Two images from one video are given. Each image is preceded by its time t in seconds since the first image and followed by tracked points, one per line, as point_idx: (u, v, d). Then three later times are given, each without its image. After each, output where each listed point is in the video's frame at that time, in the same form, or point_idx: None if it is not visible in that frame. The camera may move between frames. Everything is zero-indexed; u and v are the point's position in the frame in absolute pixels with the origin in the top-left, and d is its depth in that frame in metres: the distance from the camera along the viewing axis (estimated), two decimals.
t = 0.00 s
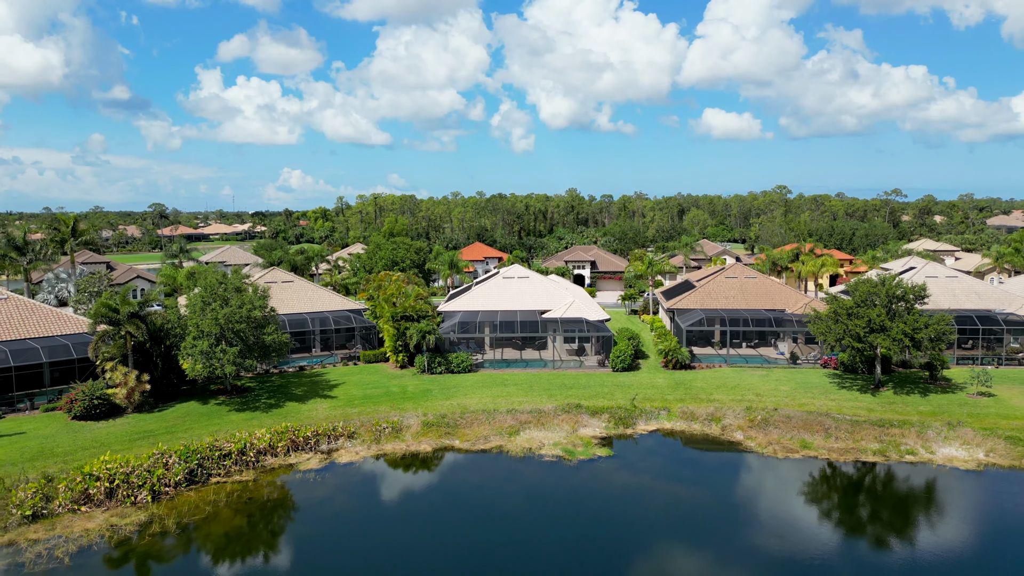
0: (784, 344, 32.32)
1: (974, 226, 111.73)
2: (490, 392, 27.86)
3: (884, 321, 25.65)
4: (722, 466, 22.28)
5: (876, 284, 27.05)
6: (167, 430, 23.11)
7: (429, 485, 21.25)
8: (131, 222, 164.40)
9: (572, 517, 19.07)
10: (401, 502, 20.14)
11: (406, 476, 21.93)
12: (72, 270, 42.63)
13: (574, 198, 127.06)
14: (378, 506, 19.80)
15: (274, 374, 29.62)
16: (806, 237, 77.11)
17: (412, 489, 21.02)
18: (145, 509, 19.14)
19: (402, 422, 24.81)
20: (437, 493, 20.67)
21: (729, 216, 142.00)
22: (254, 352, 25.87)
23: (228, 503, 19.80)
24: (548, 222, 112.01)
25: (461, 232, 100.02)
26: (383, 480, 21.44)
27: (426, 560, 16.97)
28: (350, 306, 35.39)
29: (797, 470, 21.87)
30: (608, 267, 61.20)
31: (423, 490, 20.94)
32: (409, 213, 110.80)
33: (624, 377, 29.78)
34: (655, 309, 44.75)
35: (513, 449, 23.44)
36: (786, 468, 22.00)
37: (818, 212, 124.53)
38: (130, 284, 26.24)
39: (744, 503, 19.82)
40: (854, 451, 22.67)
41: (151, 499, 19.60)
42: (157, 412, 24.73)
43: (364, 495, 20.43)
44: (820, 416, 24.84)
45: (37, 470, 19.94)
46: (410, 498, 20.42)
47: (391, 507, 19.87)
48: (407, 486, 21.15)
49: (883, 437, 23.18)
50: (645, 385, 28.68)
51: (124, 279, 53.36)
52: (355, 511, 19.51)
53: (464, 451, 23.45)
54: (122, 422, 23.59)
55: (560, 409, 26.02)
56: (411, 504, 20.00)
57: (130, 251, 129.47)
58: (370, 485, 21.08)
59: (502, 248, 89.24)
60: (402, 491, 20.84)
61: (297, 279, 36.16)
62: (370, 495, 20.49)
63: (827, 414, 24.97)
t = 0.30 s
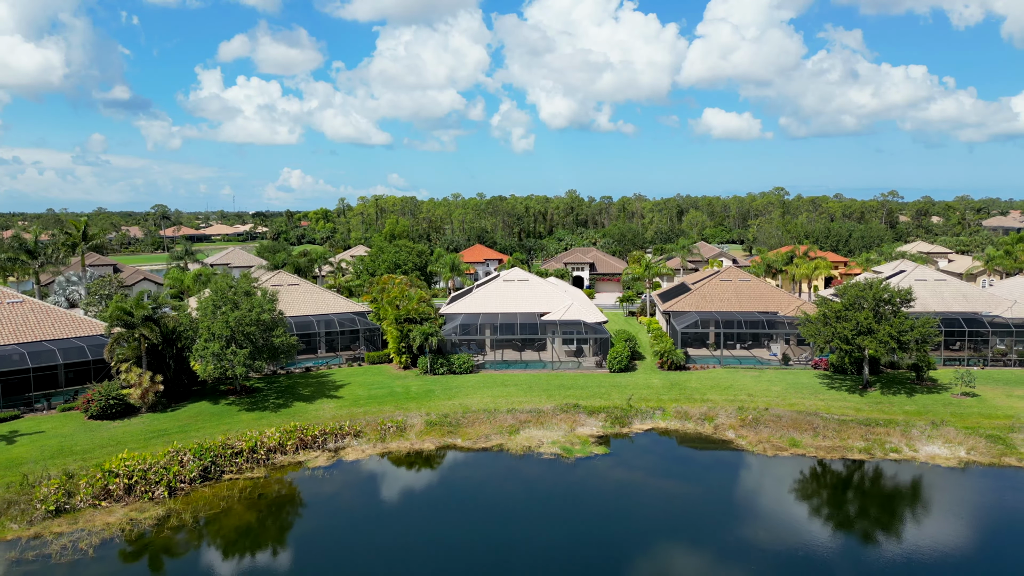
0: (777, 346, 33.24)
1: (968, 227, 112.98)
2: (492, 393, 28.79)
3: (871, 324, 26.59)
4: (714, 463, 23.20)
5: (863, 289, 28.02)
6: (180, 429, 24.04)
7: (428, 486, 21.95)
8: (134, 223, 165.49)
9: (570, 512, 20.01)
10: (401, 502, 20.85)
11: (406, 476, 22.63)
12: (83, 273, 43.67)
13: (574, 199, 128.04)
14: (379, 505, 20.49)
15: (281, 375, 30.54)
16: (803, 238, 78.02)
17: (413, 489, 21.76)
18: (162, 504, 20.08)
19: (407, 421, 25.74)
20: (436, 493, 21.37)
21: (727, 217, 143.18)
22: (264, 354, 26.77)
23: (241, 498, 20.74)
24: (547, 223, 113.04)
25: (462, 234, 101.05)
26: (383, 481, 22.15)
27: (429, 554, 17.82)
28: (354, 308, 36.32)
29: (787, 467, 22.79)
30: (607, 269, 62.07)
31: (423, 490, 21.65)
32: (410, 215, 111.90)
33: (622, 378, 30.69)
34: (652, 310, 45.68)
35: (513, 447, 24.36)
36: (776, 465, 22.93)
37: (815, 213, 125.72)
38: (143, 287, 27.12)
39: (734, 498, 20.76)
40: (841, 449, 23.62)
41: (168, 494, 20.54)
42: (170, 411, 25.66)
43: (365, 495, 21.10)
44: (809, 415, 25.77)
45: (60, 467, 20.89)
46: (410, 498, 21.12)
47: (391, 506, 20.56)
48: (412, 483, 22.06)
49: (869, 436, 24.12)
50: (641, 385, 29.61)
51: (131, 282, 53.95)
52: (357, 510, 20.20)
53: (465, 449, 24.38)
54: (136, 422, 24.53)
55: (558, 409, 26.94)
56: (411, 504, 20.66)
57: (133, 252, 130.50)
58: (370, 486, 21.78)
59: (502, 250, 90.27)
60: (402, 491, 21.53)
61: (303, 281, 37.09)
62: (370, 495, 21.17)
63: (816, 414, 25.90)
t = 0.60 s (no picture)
0: (770, 348, 34.16)
1: (963, 229, 114.30)
2: (493, 394, 29.72)
3: (859, 327, 27.56)
4: (706, 462, 24.12)
5: (851, 294, 28.96)
6: (193, 429, 24.98)
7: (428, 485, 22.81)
8: (137, 224, 166.87)
9: (568, 510, 20.93)
10: (401, 500, 21.71)
11: (406, 476, 23.50)
12: (94, 276, 44.70)
13: (573, 201, 129.03)
14: (383, 503, 21.39)
15: (288, 376, 31.48)
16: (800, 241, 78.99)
17: (413, 488, 22.64)
18: (179, 501, 21.03)
19: (411, 421, 26.68)
20: (437, 492, 22.28)
21: (725, 218, 144.43)
22: (273, 357, 27.68)
23: (253, 496, 21.67)
24: (547, 225, 114.17)
25: (462, 236, 102.18)
26: (384, 480, 23.01)
27: (431, 550, 18.74)
28: (358, 311, 37.25)
29: (778, 466, 23.72)
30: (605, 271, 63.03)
31: (425, 488, 22.57)
32: (410, 217, 113.02)
33: (619, 379, 31.63)
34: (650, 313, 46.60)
35: (514, 447, 25.28)
36: (767, 464, 23.86)
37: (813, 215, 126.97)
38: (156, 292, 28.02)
39: (725, 496, 21.70)
40: (828, 448, 24.57)
41: (183, 492, 21.48)
42: (183, 412, 26.60)
43: (371, 493, 22.04)
44: (799, 415, 26.71)
45: (80, 465, 21.84)
46: (410, 496, 21.97)
47: (392, 505, 21.42)
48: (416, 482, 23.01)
49: (856, 436, 25.06)
50: (637, 386, 30.56)
51: (137, 284, 54.64)
52: (361, 509, 21.09)
53: (467, 449, 25.30)
54: (150, 422, 25.49)
55: (557, 410, 27.87)
56: (413, 501, 21.58)
57: (136, 253, 131.73)
58: (371, 485, 22.63)
59: (502, 252, 91.39)
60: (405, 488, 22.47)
61: (308, 285, 38.01)
62: (371, 494, 22.02)
63: (806, 414, 26.84)
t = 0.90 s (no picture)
0: (763, 351, 35.21)
1: (959, 232, 115.53)
2: (494, 396, 30.82)
3: (846, 331, 28.68)
4: (699, 461, 25.26)
5: (839, 299, 30.05)
6: (207, 430, 26.08)
7: (427, 485, 23.88)
8: (140, 225, 168.19)
9: (565, 508, 22.05)
10: (403, 499, 22.80)
11: (408, 475, 24.59)
12: (105, 281, 45.77)
13: (573, 203, 130.16)
14: (390, 501, 22.57)
15: (296, 379, 32.56)
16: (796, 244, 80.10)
17: (412, 487, 23.73)
18: (196, 499, 22.13)
19: (415, 423, 27.79)
20: (441, 490, 23.41)
21: (724, 220, 145.68)
22: (282, 360, 28.78)
23: (266, 495, 22.77)
24: (546, 227, 115.30)
25: (463, 238, 103.31)
26: (385, 480, 24.09)
27: (436, 546, 19.90)
28: (363, 315, 38.31)
29: (767, 465, 24.83)
30: (604, 274, 64.08)
31: (428, 487, 23.65)
32: (412, 219, 114.16)
33: (615, 382, 32.71)
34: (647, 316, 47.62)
35: (514, 447, 26.38)
36: (756, 463, 24.97)
37: (810, 218, 128.19)
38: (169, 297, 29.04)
39: (714, 493, 22.85)
40: (814, 448, 25.70)
41: (200, 490, 22.57)
42: (196, 414, 27.70)
43: (380, 491, 23.22)
44: (787, 416, 27.82)
45: (100, 465, 22.93)
46: (409, 495, 23.03)
47: (392, 504, 22.49)
48: (420, 480, 24.16)
49: (842, 436, 26.18)
50: (633, 388, 31.64)
51: (145, 287, 55.50)
52: (369, 507, 22.24)
53: (469, 449, 26.43)
54: (165, 423, 26.59)
55: (556, 411, 28.97)
56: (419, 499, 22.74)
57: (140, 255, 133.10)
58: (372, 485, 23.69)
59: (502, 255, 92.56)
60: (409, 487, 23.63)
61: (314, 290, 39.08)
62: (372, 494, 23.08)
63: (794, 415, 27.94)
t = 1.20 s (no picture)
0: (750, 357, 37.19)
1: (950, 236, 117.53)
2: (495, 401, 32.80)
3: (824, 340, 30.70)
4: (685, 462, 27.26)
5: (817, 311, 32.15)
6: (229, 433, 28.11)
7: (425, 484, 25.87)
8: (144, 228, 169.99)
9: (561, 505, 24.05)
10: (413, 496, 24.82)
11: (417, 474, 26.61)
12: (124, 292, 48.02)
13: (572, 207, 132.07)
14: (400, 499, 24.58)
15: (308, 385, 34.52)
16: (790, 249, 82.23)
17: (419, 485, 25.74)
18: (222, 497, 24.16)
19: (422, 426, 29.81)
20: (447, 488, 25.42)
21: (720, 224, 147.57)
22: (297, 368, 30.77)
23: (286, 493, 24.77)
24: (545, 231, 117.20)
25: (463, 243, 105.18)
26: (396, 479, 26.11)
27: (443, 539, 21.93)
28: (370, 322, 40.29)
29: (748, 465, 26.83)
30: (601, 280, 65.96)
31: (435, 486, 25.65)
32: (413, 224, 116.03)
33: (610, 387, 34.72)
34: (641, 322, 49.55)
35: (514, 449, 28.38)
36: (738, 464, 26.99)
37: (805, 222, 130.21)
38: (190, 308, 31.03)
39: (698, 491, 24.84)
40: (792, 450, 27.73)
41: (225, 488, 24.58)
42: (217, 418, 29.73)
43: (391, 490, 25.24)
44: (769, 420, 29.83)
45: (132, 469, 24.95)
46: (407, 493, 25.07)
47: (402, 501, 24.50)
48: (427, 479, 26.17)
49: (818, 439, 28.20)
50: (626, 394, 33.62)
51: (159, 294, 55.93)
52: (381, 504, 24.25)
53: (472, 450, 28.44)
54: (190, 427, 28.63)
55: (553, 415, 30.96)
56: (427, 498, 24.74)
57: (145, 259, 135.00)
58: (381, 484, 25.67)
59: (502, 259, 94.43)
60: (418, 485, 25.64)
61: (323, 299, 41.05)
62: (381, 493, 25.06)
63: (775, 419, 29.96)
